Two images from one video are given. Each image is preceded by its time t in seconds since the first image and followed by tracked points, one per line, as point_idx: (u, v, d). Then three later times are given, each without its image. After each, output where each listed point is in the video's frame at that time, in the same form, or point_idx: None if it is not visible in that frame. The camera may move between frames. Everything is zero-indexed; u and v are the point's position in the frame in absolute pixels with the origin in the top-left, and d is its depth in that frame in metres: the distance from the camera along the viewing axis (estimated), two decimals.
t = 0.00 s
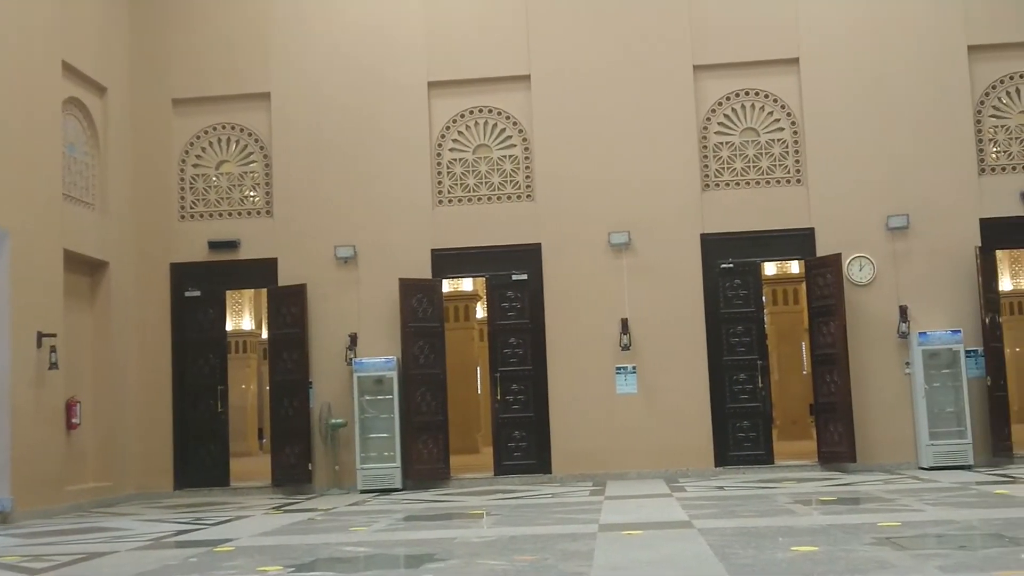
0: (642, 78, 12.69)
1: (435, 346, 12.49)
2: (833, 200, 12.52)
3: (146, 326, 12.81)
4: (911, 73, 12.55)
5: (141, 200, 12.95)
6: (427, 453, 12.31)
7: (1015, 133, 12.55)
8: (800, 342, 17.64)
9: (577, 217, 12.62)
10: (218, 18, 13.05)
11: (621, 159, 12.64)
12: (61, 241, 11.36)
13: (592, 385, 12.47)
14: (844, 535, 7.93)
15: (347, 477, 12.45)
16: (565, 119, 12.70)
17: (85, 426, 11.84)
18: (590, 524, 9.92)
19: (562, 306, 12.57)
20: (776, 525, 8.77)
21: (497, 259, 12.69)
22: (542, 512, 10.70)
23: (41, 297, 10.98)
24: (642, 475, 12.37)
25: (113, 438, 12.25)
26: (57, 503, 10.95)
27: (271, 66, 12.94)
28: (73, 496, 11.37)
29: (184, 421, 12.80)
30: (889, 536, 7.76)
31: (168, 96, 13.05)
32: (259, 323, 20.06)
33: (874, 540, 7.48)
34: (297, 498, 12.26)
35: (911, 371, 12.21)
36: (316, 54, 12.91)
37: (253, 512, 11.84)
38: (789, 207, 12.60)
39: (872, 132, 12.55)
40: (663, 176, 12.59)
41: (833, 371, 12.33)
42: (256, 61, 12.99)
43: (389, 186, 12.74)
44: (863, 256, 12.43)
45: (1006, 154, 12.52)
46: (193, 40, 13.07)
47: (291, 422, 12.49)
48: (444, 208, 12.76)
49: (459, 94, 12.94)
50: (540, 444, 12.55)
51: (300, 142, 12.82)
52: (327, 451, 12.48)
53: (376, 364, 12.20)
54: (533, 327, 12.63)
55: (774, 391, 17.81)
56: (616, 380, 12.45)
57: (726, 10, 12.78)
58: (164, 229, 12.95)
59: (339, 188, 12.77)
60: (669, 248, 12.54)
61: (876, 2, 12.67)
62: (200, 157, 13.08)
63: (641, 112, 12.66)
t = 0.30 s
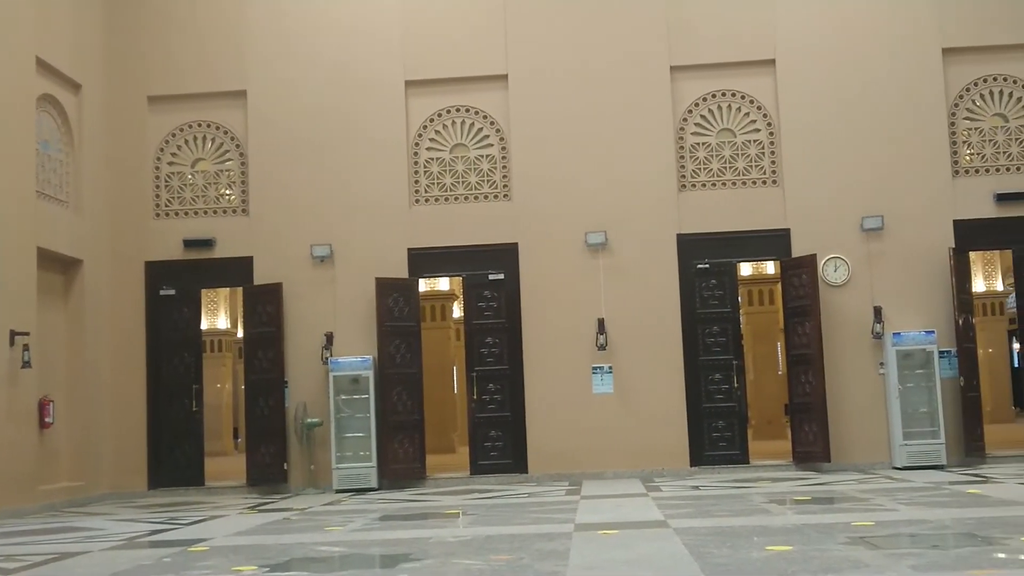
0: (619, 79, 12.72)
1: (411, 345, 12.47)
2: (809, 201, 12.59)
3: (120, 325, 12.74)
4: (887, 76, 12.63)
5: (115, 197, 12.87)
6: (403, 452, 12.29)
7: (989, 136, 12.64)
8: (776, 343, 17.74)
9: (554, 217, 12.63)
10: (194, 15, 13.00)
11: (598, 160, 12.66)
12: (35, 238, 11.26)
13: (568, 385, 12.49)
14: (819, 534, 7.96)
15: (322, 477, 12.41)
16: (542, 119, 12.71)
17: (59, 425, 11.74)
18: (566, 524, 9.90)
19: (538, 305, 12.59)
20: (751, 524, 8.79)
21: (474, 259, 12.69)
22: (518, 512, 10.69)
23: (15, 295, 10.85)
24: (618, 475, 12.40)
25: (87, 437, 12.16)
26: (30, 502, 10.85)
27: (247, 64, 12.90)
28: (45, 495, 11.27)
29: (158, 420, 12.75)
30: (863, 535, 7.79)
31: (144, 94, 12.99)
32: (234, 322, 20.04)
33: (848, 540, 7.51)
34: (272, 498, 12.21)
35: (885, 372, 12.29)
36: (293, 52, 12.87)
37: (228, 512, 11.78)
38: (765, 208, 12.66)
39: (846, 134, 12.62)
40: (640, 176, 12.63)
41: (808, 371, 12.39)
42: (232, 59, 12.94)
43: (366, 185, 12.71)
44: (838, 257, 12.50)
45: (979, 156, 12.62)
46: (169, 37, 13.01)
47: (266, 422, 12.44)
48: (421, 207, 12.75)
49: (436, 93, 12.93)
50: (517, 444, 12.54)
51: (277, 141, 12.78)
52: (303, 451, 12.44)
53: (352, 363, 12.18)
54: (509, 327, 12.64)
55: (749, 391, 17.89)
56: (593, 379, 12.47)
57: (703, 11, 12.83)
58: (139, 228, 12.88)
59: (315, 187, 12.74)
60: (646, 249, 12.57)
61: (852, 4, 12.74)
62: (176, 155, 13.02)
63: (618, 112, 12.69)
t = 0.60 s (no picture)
0: (594, 79, 12.75)
1: (385, 345, 12.44)
2: (782, 202, 12.65)
3: (91, 324, 12.65)
4: (859, 78, 12.71)
5: (87, 195, 12.78)
6: (376, 452, 12.26)
7: (960, 138, 12.74)
8: (749, 343, 17.83)
9: (529, 216, 12.64)
10: (168, 13, 12.93)
11: (572, 160, 12.68)
12: (7, 236, 11.16)
13: (542, 384, 12.50)
14: (790, 533, 8.00)
15: (295, 476, 12.36)
16: (517, 118, 12.72)
17: (29, 425, 11.64)
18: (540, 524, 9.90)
19: (512, 305, 12.59)
20: (722, 524, 8.82)
21: (448, 259, 12.68)
22: (492, 511, 10.68)
23: None
24: (591, 474, 12.41)
25: (57, 436, 12.06)
26: None
27: (221, 62, 12.85)
28: (15, 495, 11.17)
29: (130, 419, 12.68)
30: (834, 535, 7.83)
31: (116, 91, 12.91)
32: (207, 321, 19.98)
33: (820, 539, 7.55)
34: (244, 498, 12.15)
35: (857, 372, 12.36)
36: (268, 50, 12.83)
37: (200, 512, 11.71)
38: (739, 209, 12.71)
39: (819, 136, 12.69)
40: (614, 177, 12.65)
41: (781, 371, 12.45)
42: (206, 57, 12.89)
43: (341, 184, 12.69)
44: (811, 258, 12.57)
45: (951, 158, 12.72)
46: (142, 34, 12.94)
47: (239, 421, 12.40)
48: (395, 206, 12.73)
49: (411, 93, 12.92)
50: (490, 444, 12.53)
51: (250, 139, 12.74)
52: (276, 450, 12.39)
53: (326, 362, 12.14)
54: (483, 326, 12.64)
55: (723, 391, 17.98)
56: (566, 379, 12.49)
57: (678, 13, 12.88)
58: (111, 225, 12.80)
59: (289, 185, 12.70)
60: (620, 249, 12.60)
61: (825, 7, 12.82)
62: (148, 153, 12.95)
63: (593, 113, 12.72)
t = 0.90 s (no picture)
0: (569, 79, 12.78)
1: (359, 344, 12.41)
2: (756, 203, 12.71)
3: (63, 321, 12.56)
4: (832, 79, 12.79)
5: (59, 192, 12.70)
6: (350, 451, 12.23)
7: (932, 139, 12.84)
8: (723, 343, 17.92)
9: (503, 215, 12.65)
10: (142, 9, 12.87)
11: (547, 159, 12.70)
12: None
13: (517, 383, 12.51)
14: (761, 532, 8.04)
15: (268, 475, 12.32)
16: (492, 117, 12.73)
17: None
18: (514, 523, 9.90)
19: (487, 304, 12.60)
20: (695, 523, 8.85)
21: (423, 257, 12.67)
22: (466, 510, 10.68)
23: None
24: (565, 473, 12.44)
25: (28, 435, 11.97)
26: None
27: (195, 59, 12.79)
28: None
29: (101, 417, 12.62)
30: (806, 534, 7.88)
31: (89, 88, 12.84)
32: (179, 319, 19.91)
33: (792, 538, 7.59)
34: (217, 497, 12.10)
35: (829, 372, 12.43)
36: (242, 48, 12.78)
37: (172, 511, 11.64)
38: (713, 209, 12.76)
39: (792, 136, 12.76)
40: (589, 176, 12.68)
41: (754, 371, 12.51)
42: (180, 54, 12.83)
43: (315, 181, 12.66)
44: (784, 258, 12.63)
45: (922, 159, 12.81)
46: (116, 31, 12.87)
47: (212, 420, 12.35)
48: (369, 205, 12.71)
49: (386, 91, 12.90)
50: (464, 442, 12.53)
51: (224, 137, 12.69)
52: (249, 449, 12.35)
53: (299, 361, 12.11)
54: (457, 325, 12.63)
55: (696, 390, 18.08)
56: (540, 378, 12.50)
57: (653, 13, 12.92)
58: (83, 222, 12.73)
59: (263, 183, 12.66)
60: (595, 249, 12.63)
61: (799, 8, 12.89)
62: (121, 149, 12.89)
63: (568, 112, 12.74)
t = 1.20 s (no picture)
0: (543, 77, 12.79)
1: (331, 341, 12.38)
2: (729, 202, 12.77)
3: (32, 318, 12.46)
4: (804, 79, 12.87)
5: (29, 187, 12.58)
6: (322, 448, 12.21)
7: (903, 139, 12.94)
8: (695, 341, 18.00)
9: (477, 213, 12.65)
10: (113, 4, 12.78)
11: (520, 158, 12.71)
12: None
13: (490, 381, 12.51)
14: (732, 528, 8.08)
15: (239, 473, 12.27)
16: (465, 115, 12.73)
17: None
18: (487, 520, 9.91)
19: (460, 302, 12.60)
20: (666, 520, 8.88)
21: (396, 255, 12.65)
22: (439, 508, 10.67)
23: None
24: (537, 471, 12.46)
25: None
26: None
27: (167, 55, 12.72)
28: None
29: (70, 415, 12.52)
30: (777, 530, 7.93)
31: (59, 84, 12.74)
32: (150, 316, 19.79)
33: (762, 535, 7.63)
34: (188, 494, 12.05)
35: (800, 370, 12.51)
36: (214, 44, 12.72)
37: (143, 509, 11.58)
38: (685, 208, 12.80)
39: (764, 135, 12.82)
40: (562, 175, 12.70)
41: (725, 368, 12.57)
42: (152, 49, 12.75)
43: (288, 178, 12.62)
44: (756, 257, 12.70)
45: (893, 159, 12.91)
46: (86, 26, 12.77)
47: (183, 417, 12.29)
48: (342, 202, 12.68)
49: (359, 88, 12.87)
50: (437, 440, 12.52)
51: (196, 134, 12.62)
52: (220, 447, 12.30)
53: (271, 358, 12.06)
54: (430, 323, 12.62)
55: (669, 388, 18.16)
56: (513, 376, 12.51)
57: (627, 12, 12.95)
58: (53, 218, 12.63)
59: (235, 180, 12.60)
60: (568, 247, 12.65)
61: (771, 8, 12.95)
62: (92, 145, 12.80)
63: (541, 110, 12.76)
